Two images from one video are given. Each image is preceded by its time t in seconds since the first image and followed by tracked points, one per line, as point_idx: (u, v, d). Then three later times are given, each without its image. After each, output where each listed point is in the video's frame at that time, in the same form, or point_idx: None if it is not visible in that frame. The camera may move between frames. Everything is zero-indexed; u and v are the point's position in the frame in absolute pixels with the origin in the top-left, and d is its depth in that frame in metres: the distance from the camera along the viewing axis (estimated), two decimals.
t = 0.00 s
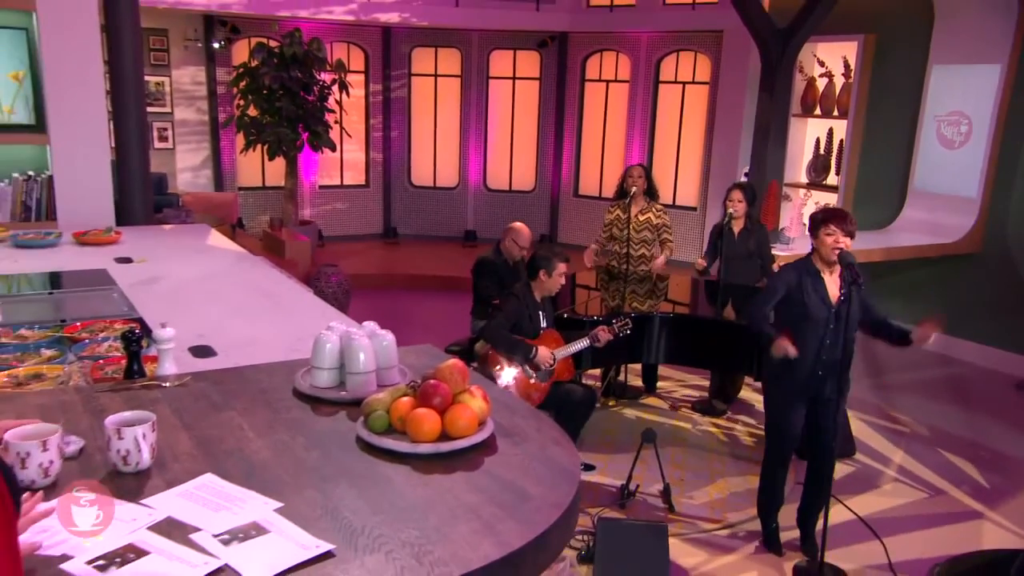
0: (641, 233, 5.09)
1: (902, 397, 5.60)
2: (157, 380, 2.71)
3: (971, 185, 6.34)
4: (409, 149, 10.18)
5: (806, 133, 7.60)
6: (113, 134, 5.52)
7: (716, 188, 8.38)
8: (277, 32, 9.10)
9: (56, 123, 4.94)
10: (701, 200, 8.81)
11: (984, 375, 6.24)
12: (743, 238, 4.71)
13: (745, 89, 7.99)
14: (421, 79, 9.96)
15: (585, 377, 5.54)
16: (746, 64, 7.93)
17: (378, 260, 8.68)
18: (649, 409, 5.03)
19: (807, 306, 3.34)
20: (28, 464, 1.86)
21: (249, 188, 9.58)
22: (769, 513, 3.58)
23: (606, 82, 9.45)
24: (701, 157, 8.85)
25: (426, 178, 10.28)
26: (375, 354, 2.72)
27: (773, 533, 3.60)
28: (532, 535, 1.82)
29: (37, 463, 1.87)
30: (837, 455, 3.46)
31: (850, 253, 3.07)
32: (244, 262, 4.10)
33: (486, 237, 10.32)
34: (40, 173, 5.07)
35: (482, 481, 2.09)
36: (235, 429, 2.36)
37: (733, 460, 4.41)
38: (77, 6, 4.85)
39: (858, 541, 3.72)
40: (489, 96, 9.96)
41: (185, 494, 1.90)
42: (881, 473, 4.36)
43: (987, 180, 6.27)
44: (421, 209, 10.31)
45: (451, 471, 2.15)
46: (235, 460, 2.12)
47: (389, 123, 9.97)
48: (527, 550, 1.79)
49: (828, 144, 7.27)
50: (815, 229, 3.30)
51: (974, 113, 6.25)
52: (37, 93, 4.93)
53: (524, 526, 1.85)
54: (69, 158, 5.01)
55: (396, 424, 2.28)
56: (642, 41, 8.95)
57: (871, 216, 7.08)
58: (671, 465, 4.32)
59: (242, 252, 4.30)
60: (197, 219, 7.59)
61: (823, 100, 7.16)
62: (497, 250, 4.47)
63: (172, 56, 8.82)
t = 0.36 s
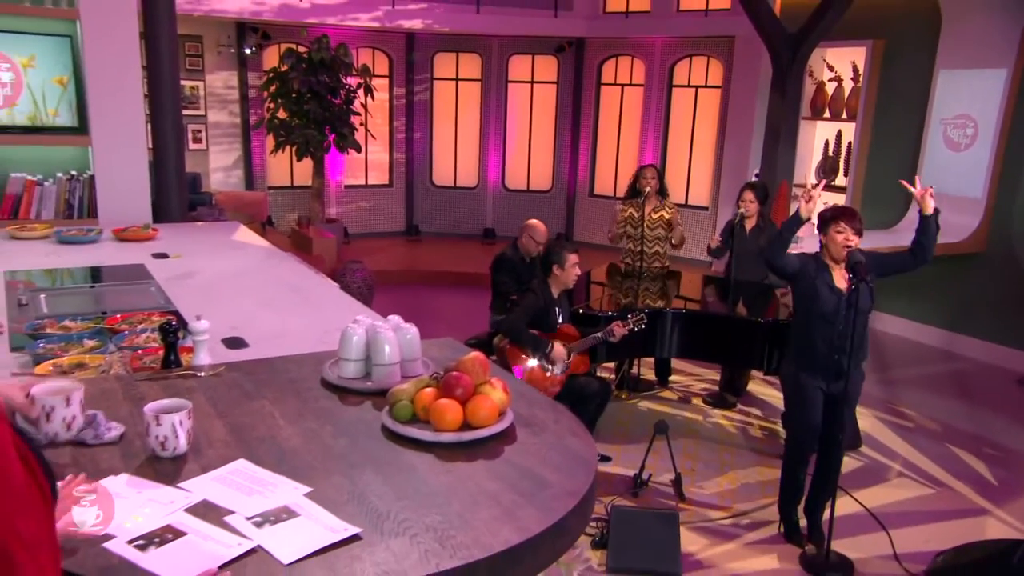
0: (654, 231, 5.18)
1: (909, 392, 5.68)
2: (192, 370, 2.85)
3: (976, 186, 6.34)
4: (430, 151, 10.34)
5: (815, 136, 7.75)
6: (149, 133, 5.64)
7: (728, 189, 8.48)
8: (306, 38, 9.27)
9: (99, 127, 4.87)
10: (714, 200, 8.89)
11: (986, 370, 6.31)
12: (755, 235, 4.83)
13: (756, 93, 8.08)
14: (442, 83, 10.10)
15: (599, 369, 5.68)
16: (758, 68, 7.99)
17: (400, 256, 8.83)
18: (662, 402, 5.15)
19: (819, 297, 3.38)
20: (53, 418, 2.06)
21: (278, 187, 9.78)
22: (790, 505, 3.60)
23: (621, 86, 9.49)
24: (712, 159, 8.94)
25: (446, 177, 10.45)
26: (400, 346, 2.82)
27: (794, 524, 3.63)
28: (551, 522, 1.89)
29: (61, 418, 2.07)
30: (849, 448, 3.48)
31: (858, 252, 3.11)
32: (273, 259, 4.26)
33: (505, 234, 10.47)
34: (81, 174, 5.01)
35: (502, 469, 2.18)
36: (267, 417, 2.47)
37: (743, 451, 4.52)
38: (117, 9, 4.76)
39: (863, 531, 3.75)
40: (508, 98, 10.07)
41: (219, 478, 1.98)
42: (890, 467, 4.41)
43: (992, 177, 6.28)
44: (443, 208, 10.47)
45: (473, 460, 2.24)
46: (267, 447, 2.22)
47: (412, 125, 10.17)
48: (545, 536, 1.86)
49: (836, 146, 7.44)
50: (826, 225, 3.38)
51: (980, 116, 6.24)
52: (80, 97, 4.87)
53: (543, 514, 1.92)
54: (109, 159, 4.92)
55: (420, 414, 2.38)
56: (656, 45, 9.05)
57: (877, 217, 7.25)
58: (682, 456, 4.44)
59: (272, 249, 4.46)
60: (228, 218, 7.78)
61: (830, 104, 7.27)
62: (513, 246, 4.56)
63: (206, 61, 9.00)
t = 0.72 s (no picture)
0: (667, 229, 5.24)
1: (913, 386, 5.73)
2: (223, 359, 2.96)
3: (981, 185, 6.48)
4: (449, 151, 10.49)
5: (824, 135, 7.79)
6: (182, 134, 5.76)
7: (738, 189, 8.55)
8: (331, 41, 9.44)
9: (134, 123, 4.87)
10: (724, 198, 8.94)
11: (990, 365, 6.35)
12: (763, 234, 4.80)
13: (764, 93, 8.15)
14: (461, 85, 10.23)
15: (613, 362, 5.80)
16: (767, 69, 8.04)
17: (419, 252, 8.97)
18: (673, 394, 5.26)
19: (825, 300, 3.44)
20: (105, 344, 2.24)
21: (303, 185, 9.96)
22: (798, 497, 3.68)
23: (634, 87, 9.57)
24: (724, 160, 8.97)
25: (465, 176, 10.58)
26: (421, 339, 2.92)
27: (802, 514, 3.70)
28: (568, 508, 1.90)
29: (111, 343, 2.26)
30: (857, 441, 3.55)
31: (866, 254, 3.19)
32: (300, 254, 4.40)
33: (522, 231, 10.59)
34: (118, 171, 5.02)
35: (519, 456, 2.22)
36: (293, 405, 2.55)
37: (752, 442, 4.61)
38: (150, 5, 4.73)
39: (869, 522, 3.83)
40: (524, 98, 10.15)
41: (249, 463, 2.03)
42: (895, 460, 4.48)
43: (997, 179, 6.39)
44: (462, 205, 10.61)
45: (491, 448, 2.28)
46: (293, 434, 2.28)
47: (431, 125, 10.31)
48: (561, 522, 1.87)
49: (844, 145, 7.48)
50: (834, 228, 3.42)
51: (986, 117, 6.31)
52: (117, 97, 4.91)
53: (559, 500, 1.94)
54: (144, 159, 4.92)
55: (440, 403, 2.44)
56: (668, 48, 9.10)
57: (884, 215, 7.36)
58: (692, 446, 4.54)
59: (297, 244, 4.60)
60: (254, 214, 7.93)
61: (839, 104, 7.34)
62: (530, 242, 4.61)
63: (235, 64, 9.19)
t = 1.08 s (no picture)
0: (682, 226, 5.41)
1: (920, 382, 5.80)
2: (252, 350, 3.07)
3: (988, 187, 6.45)
4: (468, 152, 10.64)
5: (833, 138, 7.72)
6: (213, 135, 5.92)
7: (747, 190, 8.64)
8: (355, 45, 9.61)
9: (168, 124, 5.00)
10: (735, 198, 9.01)
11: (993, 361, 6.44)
12: (772, 232, 4.96)
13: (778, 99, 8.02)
14: (480, 88, 10.39)
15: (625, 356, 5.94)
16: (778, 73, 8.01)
17: (439, 250, 9.10)
18: (684, 388, 5.38)
19: (830, 303, 3.56)
20: (143, 269, 2.11)
21: (327, 184, 10.14)
22: (805, 489, 3.77)
23: (649, 90, 9.67)
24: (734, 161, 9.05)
25: (483, 175, 10.72)
26: (442, 333, 3.02)
27: (809, 506, 3.79)
28: (584, 497, 1.96)
29: (150, 267, 2.12)
30: (864, 436, 3.65)
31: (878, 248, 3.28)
32: (324, 251, 4.55)
33: (538, 229, 10.72)
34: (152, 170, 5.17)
35: (537, 447, 2.28)
36: (319, 395, 2.63)
37: (761, 435, 4.72)
38: (182, 4, 4.84)
39: (875, 516, 3.90)
40: (541, 101, 10.32)
41: (278, 451, 2.09)
42: (904, 456, 4.53)
43: (1003, 179, 6.37)
44: (481, 203, 10.75)
45: (510, 438, 2.34)
46: (319, 423, 2.34)
47: (452, 126, 10.47)
48: (577, 511, 1.92)
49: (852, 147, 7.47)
50: (844, 228, 3.54)
51: (993, 121, 6.28)
52: (152, 100, 5.04)
53: (576, 490, 1.99)
54: (176, 158, 5.06)
55: (460, 395, 2.51)
56: (682, 52, 9.18)
57: (891, 215, 7.47)
58: (703, 439, 4.65)
59: (322, 241, 4.74)
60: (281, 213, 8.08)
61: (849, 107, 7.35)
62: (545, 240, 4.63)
63: (263, 67, 9.36)
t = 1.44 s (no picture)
0: (691, 225, 5.54)
1: (923, 378, 5.90)
2: (282, 343, 3.19)
3: (991, 190, 6.66)
4: (486, 154, 10.88)
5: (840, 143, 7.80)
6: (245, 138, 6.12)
7: (757, 192, 8.85)
8: (379, 53, 9.82)
9: (203, 126, 5.25)
10: (744, 200, 9.20)
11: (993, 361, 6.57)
12: (781, 231, 5.03)
13: (784, 104, 8.33)
14: (498, 93, 10.61)
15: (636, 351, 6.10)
16: (786, 79, 8.23)
17: (458, 248, 9.30)
18: (694, 383, 5.54)
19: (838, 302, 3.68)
20: (169, 236, 2.26)
21: (351, 186, 10.40)
22: (811, 482, 3.91)
23: (660, 96, 9.86)
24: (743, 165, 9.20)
25: (501, 177, 10.95)
26: (462, 328, 3.12)
27: (814, 498, 3.93)
28: (602, 487, 1.95)
29: (176, 236, 2.28)
30: (870, 432, 3.75)
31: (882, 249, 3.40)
32: (348, 249, 4.72)
33: (554, 229, 10.93)
34: (186, 172, 5.39)
35: (553, 437, 2.28)
36: (344, 386, 2.71)
37: (767, 429, 4.85)
38: (217, 13, 5.08)
39: (880, 510, 3.98)
40: (557, 106, 10.57)
41: (305, 438, 2.10)
42: (907, 453, 4.60)
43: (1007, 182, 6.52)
44: (499, 204, 11.00)
45: (529, 429, 2.35)
46: (345, 413, 2.39)
47: (471, 131, 10.71)
48: (593, 501, 1.91)
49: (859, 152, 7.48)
50: (851, 229, 3.65)
51: (997, 126, 6.47)
52: (188, 105, 5.24)
53: (592, 478, 1.99)
54: (208, 160, 5.29)
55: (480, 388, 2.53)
56: (693, 59, 9.36)
57: (894, 215, 7.41)
58: (712, 432, 4.79)
59: (347, 240, 4.91)
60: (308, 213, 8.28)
61: (855, 113, 7.38)
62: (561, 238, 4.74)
63: (291, 74, 9.65)
